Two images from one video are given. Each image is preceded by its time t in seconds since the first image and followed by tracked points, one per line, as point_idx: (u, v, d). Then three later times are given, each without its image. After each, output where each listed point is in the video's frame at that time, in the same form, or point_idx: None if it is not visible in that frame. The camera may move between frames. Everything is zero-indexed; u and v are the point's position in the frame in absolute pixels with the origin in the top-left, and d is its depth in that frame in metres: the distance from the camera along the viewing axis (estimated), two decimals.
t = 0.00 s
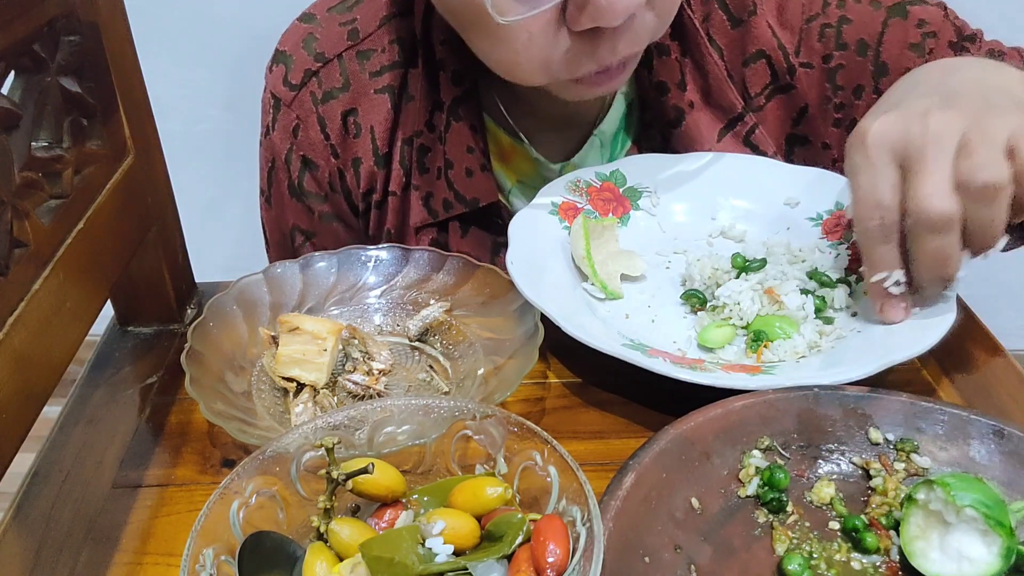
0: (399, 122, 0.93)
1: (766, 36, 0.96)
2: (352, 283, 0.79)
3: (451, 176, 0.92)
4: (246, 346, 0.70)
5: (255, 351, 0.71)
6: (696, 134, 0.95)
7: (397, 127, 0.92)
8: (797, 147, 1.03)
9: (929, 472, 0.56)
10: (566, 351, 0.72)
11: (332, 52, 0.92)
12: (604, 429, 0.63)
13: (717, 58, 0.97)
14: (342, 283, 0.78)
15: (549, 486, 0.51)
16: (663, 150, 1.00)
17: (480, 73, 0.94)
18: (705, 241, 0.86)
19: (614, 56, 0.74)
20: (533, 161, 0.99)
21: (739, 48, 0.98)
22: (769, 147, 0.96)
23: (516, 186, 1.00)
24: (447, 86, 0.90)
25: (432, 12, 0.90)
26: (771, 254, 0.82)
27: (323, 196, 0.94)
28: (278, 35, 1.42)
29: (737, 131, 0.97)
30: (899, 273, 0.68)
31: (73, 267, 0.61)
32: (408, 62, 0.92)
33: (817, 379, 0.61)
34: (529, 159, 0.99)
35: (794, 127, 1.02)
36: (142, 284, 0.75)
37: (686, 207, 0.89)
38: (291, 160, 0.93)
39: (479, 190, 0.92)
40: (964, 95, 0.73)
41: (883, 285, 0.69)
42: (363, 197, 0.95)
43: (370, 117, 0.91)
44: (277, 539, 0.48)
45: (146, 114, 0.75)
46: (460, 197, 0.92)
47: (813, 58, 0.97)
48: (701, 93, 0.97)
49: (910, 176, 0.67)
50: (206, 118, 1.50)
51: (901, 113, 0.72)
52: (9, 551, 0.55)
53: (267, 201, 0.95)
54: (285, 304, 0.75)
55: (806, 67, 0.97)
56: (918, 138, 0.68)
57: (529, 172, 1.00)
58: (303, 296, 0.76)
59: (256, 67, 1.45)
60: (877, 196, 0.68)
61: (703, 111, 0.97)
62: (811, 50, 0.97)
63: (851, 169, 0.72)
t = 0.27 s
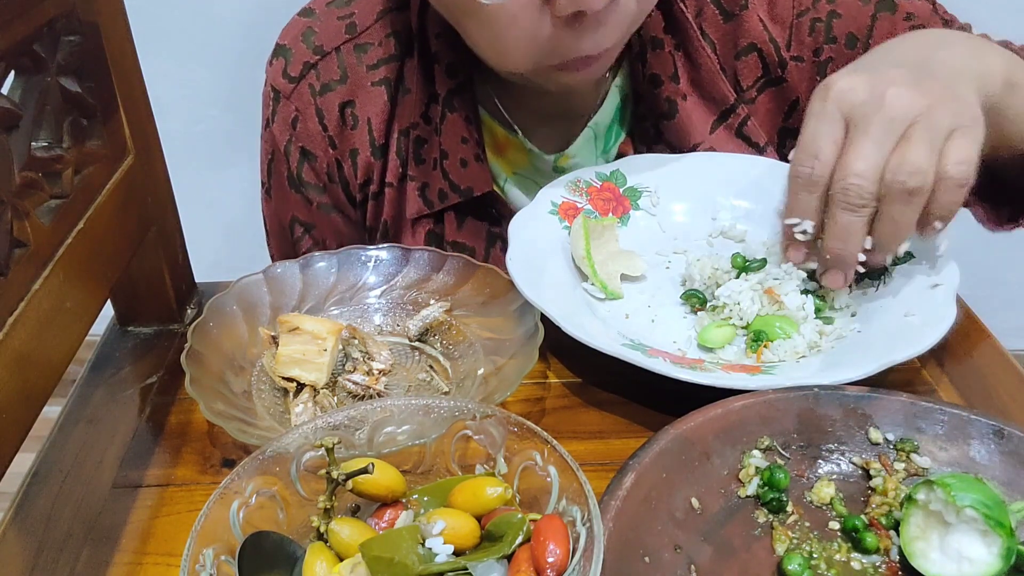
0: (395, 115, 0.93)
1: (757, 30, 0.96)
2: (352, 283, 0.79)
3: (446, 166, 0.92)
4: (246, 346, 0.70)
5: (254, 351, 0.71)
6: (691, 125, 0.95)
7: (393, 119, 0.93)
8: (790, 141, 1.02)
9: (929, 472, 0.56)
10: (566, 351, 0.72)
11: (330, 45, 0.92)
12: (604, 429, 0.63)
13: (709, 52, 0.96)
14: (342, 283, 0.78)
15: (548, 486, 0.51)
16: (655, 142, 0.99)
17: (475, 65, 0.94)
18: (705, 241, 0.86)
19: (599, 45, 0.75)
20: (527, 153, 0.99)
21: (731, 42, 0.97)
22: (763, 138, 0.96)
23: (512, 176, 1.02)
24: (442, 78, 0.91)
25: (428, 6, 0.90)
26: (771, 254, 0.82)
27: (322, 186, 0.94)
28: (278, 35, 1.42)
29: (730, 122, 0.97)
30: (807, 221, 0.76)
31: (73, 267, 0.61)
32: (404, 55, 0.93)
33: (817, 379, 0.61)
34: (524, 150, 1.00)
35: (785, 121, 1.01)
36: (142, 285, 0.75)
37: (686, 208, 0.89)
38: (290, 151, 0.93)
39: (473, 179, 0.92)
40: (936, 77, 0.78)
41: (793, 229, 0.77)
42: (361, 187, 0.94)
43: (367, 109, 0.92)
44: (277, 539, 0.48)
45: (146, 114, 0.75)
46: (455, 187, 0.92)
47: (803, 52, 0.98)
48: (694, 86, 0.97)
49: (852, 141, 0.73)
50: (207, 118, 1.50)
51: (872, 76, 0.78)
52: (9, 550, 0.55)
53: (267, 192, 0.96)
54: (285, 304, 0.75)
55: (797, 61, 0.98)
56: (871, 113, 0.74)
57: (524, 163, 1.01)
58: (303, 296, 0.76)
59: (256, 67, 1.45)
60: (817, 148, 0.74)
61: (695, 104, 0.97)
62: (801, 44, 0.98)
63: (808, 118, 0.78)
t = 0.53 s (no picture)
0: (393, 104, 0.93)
1: (748, 19, 0.96)
2: (352, 283, 0.79)
3: (445, 151, 0.93)
4: (246, 346, 0.71)
5: (254, 351, 0.71)
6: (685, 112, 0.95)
7: (391, 108, 0.93)
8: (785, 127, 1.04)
9: (929, 472, 0.56)
10: (566, 351, 0.72)
11: (331, 36, 0.92)
12: (604, 429, 0.63)
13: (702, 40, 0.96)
14: (342, 283, 0.78)
15: (549, 486, 0.51)
16: (651, 127, 1.00)
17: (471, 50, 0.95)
18: (705, 241, 0.86)
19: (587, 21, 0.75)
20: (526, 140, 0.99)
21: (723, 30, 0.97)
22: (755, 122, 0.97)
23: (510, 164, 1.02)
24: (441, 65, 0.91)
25: None
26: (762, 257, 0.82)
27: (322, 176, 0.95)
28: (278, 35, 1.42)
29: (723, 107, 0.98)
30: (758, 228, 0.79)
31: (73, 267, 0.61)
32: (404, 43, 0.93)
33: (817, 379, 0.61)
34: (522, 138, 1.00)
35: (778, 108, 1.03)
36: (142, 285, 0.75)
37: (686, 207, 0.89)
38: (291, 142, 0.93)
39: (471, 162, 0.93)
40: (869, 92, 0.81)
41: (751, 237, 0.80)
42: (360, 176, 0.95)
43: (366, 98, 0.92)
44: (277, 539, 0.48)
45: (146, 115, 0.75)
46: (453, 170, 0.93)
47: (792, 41, 0.99)
48: (688, 73, 0.97)
49: (794, 157, 0.78)
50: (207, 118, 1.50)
51: (808, 91, 0.82)
52: (9, 550, 0.55)
53: (269, 184, 0.97)
54: (285, 304, 0.75)
55: (786, 49, 0.98)
56: (810, 125, 0.78)
57: (522, 151, 1.01)
58: (303, 296, 0.76)
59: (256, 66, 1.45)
60: (764, 165, 0.78)
61: (689, 89, 0.97)
62: (791, 33, 0.98)
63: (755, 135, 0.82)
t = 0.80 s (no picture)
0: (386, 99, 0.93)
1: (740, 11, 0.96)
2: (352, 283, 0.79)
3: (436, 144, 0.93)
4: (246, 347, 0.71)
5: (254, 351, 0.71)
6: (676, 105, 0.96)
7: (383, 103, 0.93)
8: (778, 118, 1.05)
9: (929, 472, 0.56)
10: (566, 351, 0.72)
11: (324, 32, 0.92)
12: (604, 429, 0.63)
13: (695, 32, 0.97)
14: (342, 283, 0.78)
15: (549, 486, 0.51)
16: (644, 121, 1.00)
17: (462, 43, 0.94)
18: (705, 241, 0.86)
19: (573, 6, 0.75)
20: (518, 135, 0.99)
21: (716, 21, 0.98)
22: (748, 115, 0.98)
23: (502, 159, 1.01)
24: (432, 57, 0.91)
25: None
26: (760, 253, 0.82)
27: (315, 172, 0.95)
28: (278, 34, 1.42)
29: (715, 99, 0.98)
30: (767, 190, 0.76)
31: (72, 267, 0.61)
32: (397, 38, 0.92)
33: (817, 379, 0.61)
34: (514, 133, 1.00)
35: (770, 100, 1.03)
36: (142, 285, 0.75)
37: (686, 207, 0.89)
38: (285, 137, 0.93)
39: (463, 155, 0.94)
40: (907, 65, 0.78)
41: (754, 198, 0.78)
42: (353, 172, 0.95)
43: (360, 94, 0.92)
44: (277, 539, 0.48)
45: (146, 115, 0.75)
46: (445, 163, 0.94)
47: (785, 32, 0.99)
48: (681, 65, 0.97)
49: (820, 120, 0.73)
50: (207, 118, 1.50)
51: (844, 53, 0.77)
52: (8, 550, 0.55)
53: (265, 180, 0.98)
54: (285, 304, 0.75)
55: (780, 42, 0.99)
56: (846, 85, 0.73)
57: (514, 147, 1.01)
58: (303, 296, 0.76)
59: (255, 67, 1.45)
60: (785, 125, 0.74)
61: (681, 82, 0.98)
62: (783, 25, 0.99)
63: (782, 92, 0.77)
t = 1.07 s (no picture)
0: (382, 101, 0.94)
1: (731, 10, 0.96)
2: (352, 283, 0.79)
3: (432, 145, 0.93)
4: (246, 347, 0.71)
5: (254, 351, 0.71)
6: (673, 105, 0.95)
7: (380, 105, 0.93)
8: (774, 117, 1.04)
9: (929, 472, 0.56)
10: (566, 351, 0.72)
11: (321, 33, 0.92)
12: (604, 429, 0.63)
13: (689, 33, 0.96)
14: (342, 283, 0.78)
15: (549, 486, 0.51)
16: (640, 123, 0.99)
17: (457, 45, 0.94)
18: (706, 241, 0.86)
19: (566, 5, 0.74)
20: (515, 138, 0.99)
21: (708, 20, 0.97)
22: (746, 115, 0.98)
23: (499, 161, 1.02)
24: (429, 59, 0.91)
25: None
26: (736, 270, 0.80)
27: (311, 173, 0.95)
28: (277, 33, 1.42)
29: (713, 101, 0.98)
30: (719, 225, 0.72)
31: (73, 268, 0.61)
32: (393, 39, 0.93)
33: (818, 378, 0.61)
34: (511, 135, 1.00)
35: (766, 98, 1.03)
36: (142, 286, 0.75)
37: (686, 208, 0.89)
38: (281, 138, 0.94)
39: (459, 157, 0.93)
40: (843, 94, 0.78)
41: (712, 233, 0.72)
42: (349, 173, 0.95)
43: (356, 94, 0.92)
44: (277, 539, 0.48)
45: (146, 116, 0.75)
46: (441, 165, 0.93)
47: (777, 32, 0.98)
48: (676, 66, 0.97)
49: (760, 153, 0.73)
50: (207, 118, 1.50)
51: (775, 90, 0.79)
52: (9, 550, 0.55)
53: (262, 181, 0.98)
54: (285, 304, 0.75)
55: (772, 41, 0.98)
56: (777, 120, 0.75)
57: (511, 149, 1.01)
58: (303, 296, 0.77)
59: (255, 67, 1.45)
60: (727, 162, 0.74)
61: (678, 84, 0.97)
62: (775, 24, 0.98)
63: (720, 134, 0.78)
